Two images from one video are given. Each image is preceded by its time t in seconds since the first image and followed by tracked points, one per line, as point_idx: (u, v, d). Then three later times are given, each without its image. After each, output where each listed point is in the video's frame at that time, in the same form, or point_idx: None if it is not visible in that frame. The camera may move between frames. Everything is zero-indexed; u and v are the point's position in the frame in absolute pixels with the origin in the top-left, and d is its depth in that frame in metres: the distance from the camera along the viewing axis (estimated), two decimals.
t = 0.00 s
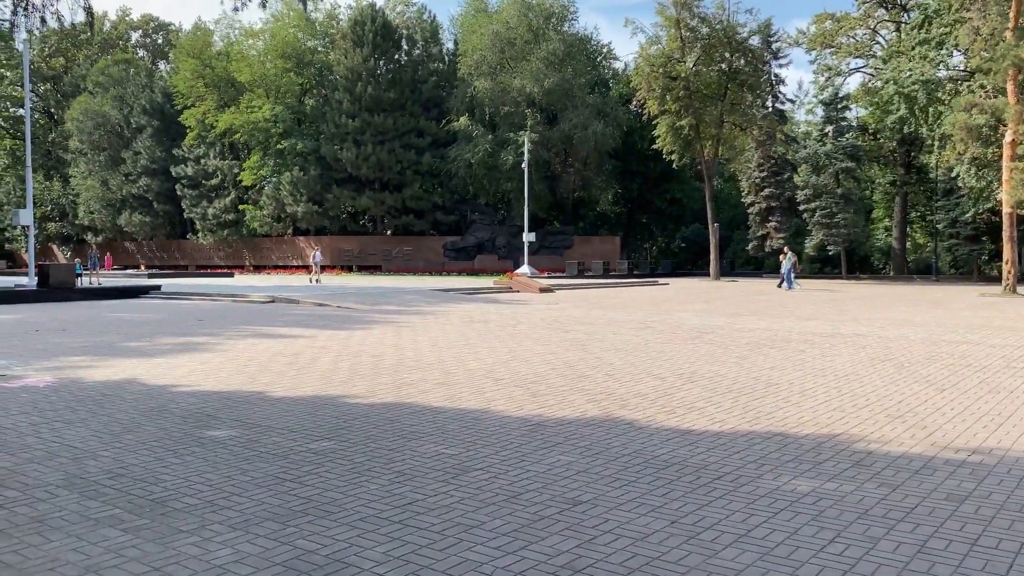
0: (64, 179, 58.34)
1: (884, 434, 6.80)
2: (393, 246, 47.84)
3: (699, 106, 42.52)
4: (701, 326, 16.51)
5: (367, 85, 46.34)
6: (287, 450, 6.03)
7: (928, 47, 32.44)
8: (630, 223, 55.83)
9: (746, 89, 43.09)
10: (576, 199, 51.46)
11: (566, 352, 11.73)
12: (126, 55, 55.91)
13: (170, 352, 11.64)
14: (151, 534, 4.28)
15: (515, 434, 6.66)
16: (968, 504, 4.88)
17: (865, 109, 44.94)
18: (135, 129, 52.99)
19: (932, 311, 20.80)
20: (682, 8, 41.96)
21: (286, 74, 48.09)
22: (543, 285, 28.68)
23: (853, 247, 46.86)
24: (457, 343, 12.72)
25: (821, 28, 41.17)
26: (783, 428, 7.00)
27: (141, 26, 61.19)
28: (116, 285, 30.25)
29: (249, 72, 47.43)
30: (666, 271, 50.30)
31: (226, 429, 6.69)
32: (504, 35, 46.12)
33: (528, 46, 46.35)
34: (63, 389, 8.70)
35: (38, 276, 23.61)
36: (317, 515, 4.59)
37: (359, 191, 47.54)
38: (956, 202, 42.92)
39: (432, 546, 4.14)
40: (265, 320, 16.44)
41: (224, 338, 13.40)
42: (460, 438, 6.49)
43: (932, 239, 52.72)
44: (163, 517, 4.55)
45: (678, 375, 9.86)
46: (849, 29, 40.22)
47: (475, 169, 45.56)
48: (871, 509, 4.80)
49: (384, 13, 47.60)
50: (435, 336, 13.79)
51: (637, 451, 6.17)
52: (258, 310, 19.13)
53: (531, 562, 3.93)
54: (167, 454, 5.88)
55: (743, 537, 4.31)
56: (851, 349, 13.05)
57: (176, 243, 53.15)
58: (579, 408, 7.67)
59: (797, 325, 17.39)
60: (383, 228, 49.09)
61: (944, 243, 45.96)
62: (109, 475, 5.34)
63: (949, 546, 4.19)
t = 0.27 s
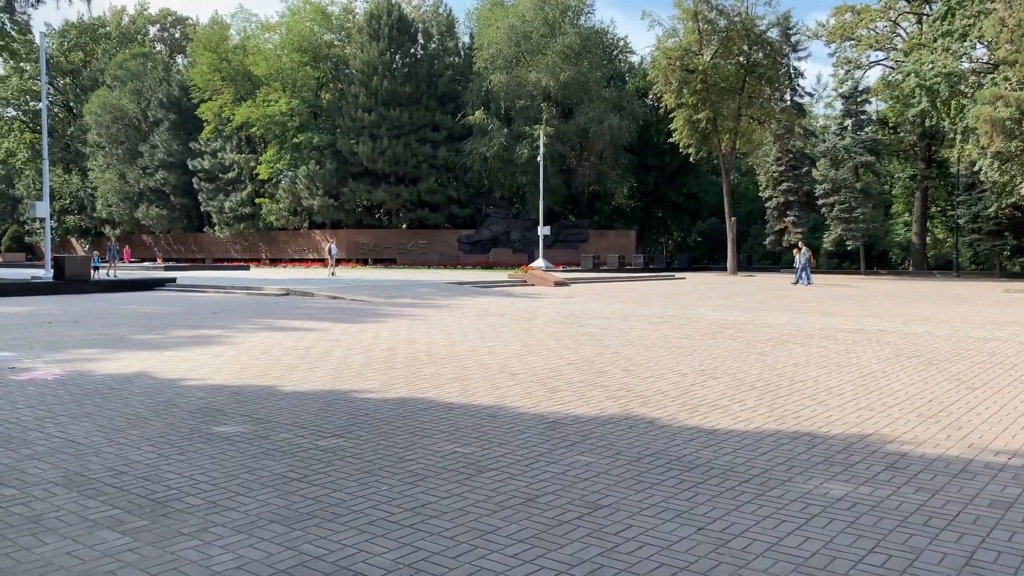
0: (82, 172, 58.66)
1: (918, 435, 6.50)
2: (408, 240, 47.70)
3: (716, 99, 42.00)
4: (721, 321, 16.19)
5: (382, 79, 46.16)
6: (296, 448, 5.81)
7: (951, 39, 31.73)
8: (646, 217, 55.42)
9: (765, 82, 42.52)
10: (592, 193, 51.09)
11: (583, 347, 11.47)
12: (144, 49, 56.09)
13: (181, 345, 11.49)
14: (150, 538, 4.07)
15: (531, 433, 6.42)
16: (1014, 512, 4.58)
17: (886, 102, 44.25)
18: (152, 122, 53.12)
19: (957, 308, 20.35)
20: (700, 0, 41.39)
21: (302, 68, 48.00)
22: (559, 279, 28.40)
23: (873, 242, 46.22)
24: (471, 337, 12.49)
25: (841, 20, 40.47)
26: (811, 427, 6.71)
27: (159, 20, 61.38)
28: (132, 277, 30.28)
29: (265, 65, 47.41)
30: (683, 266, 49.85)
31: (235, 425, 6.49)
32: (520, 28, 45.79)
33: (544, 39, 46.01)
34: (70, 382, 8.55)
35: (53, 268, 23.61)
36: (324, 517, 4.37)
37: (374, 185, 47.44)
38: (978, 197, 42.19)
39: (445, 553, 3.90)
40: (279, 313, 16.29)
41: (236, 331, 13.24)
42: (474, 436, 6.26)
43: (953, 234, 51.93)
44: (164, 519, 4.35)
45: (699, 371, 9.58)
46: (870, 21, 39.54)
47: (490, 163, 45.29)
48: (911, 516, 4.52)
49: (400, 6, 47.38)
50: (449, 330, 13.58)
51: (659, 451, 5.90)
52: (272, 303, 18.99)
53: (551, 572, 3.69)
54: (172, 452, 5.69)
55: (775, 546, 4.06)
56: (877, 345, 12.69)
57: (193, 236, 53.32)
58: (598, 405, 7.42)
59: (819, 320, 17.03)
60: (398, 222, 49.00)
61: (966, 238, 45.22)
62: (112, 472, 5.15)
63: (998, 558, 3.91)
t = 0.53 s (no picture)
0: (96, 171, 58.81)
1: (953, 448, 6.18)
2: (420, 239, 47.50)
3: (732, 97, 41.58)
4: (740, 323, 15.85)
5: (395, 78, 46.03)
6: (302, 461, 5.57)
7: (972, 35, 31.13)
8: (660, 216, 54.97)
9: (781, 80, 42.00)
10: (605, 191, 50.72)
11: (599, 351, 11.18)
12: (157, 49, 56.19)
13: (189, 348, 11.29)
14: (145, 561, 3.83)
15: (547, 445, 6.14)
16: None
17: (904, 99, 43.67)
18: (165, 121, 53.15)
19: (980, 309, 19.92)
20: None
21: (315, 66, 47.90)
22: (572, 279, 28.10)
23: (891, 241, 45.61)
24: (485, 340, 12.21)
25: (859, 16, 39.88)
26: (840, 439, 6.41)
27: (172, 19, 61.52)
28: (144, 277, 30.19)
29: (278, 64, 47.35)
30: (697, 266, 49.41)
31: (239, 435, 6.26)
32: (533, 25, 45.50)
33: (557, 37, 45.70)
34: (75, 387, 8.35)
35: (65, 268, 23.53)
36: (329, 540, 4.12)
37: (387, 183, 47.30)
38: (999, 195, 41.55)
39: None
40: (289, 315, 16.09)
41: (246, 333, 13.03)
42: (488, 448, 6.01)
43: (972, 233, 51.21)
44: (160, 539, 4.11)
45: (721, 377, 9.27)
46: (889, 17, 38.95)
47: (503, 161, 45.02)
48: (956, 540, 4.22)
49: (413, 4, 47.18)
50: (462, 332, 13.32)
51: (682, 466, 5.62)
52: (283, 304, 18.79)
53: None
54: (173, 464, 5.46)
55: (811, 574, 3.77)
56: (901, 348, 12.33)
57: (206, 235, 53.34)
58: (616, 414, 7.14)
59: (840, 322, 16.66)
60: (410, 221, 48.84)
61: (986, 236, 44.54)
62: (109, 487, 4.93)
63: None
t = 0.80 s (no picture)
0: (111, 173, 59.06)
1: (997, 453, 5.87)
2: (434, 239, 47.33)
3: (748, 95, 41.18)
4: (761, 323, 15.51)
5: (409, 78, 45.92)
6: (314, 466, 5.33)
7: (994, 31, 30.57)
8: (675, 216, 54.53)
9: (798, 78, 41.51)
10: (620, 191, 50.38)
11: (619, 352, 10.90)
12: (172, 51, 56.40)
13: (201, 349, 11.10)
14: None
15: (568, 450, 5.88)
16: None
17: (923, 97, 43.10)
18: (179, 123, 53.27)
19: (1006, 309, 19.48)
20: None
21: (328, 67, 47.86)
22: (587, 279, 27.81)
23: (910, 241, 44.99)
24: (501, 341, 11.95)
25: (877, 13, 39.32)
26: (877, 444, 6.11)
27: (187, 21, 61.80)
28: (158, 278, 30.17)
29: (292, 65, 47.36)
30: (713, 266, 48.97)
31: (249, 439, 6.04)
32: (547, 24, 45.27)
33: (572, 36, 45.44)
34: (84, 389, 8.16)
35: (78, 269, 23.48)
36: (342, 552, 3.88)
37: (400, 184, 47.17)
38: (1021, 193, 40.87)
39: None
40: (303, 315, 15.90)
41: (258, 333, 12.84)
42: (508, 452, 5.76)
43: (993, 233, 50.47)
44: (163, 551, 3.88)
45: (746, 379, 8.97)
46: (907, 13, 38.36)
47: (517, 161, 44.78)
48: (1013, 556, 3.92)
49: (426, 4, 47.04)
50: (478, 333, 13.09)
51: (712, 473, 5.33)
52: (296, 305, 18.63)
53: None
54: (180, 470, 5.24)
55: None
56: (929, 349, 11.98)
57: (220, 236, 53.40)
58: (639, 417, 6.87)
59: (863, 322, 16.29)
60: (424, 221, 48.68)
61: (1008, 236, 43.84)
62: (113, 494, 4.71)
63: None
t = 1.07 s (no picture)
0: (128, 176, 59.31)
1: None
2: (449, 241, 47.16)
3: (767, 95, 40.72)
4: (786, 327, 15.13)
5: (424, 79, 45.74)
6: (331, 481, 5.09)
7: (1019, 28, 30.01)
8: (692, 216, 54.04)
9: (818, 76, 41.00)
10: (637, 191, 49.98)
11: (642, 357, 10.59)
12: (188, 54, 56.63)
13: (216, 354, 10.90)
14: None
15: (595, 462, 5.59)
16: None
17: (945, 95, 42.38)
18: (196, 125, 53.40)
19: None
20: None
21: (344, 69, 47.78)
22: (605, 281, 27.49)
23: (932, 241, 44.27)
24: (520, 345, 11.67)
25: (897, 10, 38.72)
26: (922, 457, 5.77)
27: (203, 24, 62.09)
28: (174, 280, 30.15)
29: (307, 67, 47.38)
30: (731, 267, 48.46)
31: (264, 450, 5.80)
32: (563, 24, 44.99)
33: (588, 36, 45.16)
34: (95, 396, 7.95)
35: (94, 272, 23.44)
36: None
37: (416, 186, 47.05)
38: None
39: None
40: (319, 318, 15.69)
41: (274, 337, 12.63)
42: (532, 465, 5.48)
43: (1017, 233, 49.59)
44: None
45: (776, 386, 8.65)
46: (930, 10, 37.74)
47: (533, 162, 44.50)
48: None
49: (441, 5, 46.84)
50: (496, 337, 12.81)
51: (750, 489, 5.03)
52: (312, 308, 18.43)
53: None
54: (191, 484, 5.00)
55: None
56: (962, 354, 11.57)
57: (236, 239, 53.46)
58: (668, 427, 6.58)
59: (890, 325, 15.88)
60: (439, 223, 48.49)
61: None
62: (119, 512, 4.47)
63: None
